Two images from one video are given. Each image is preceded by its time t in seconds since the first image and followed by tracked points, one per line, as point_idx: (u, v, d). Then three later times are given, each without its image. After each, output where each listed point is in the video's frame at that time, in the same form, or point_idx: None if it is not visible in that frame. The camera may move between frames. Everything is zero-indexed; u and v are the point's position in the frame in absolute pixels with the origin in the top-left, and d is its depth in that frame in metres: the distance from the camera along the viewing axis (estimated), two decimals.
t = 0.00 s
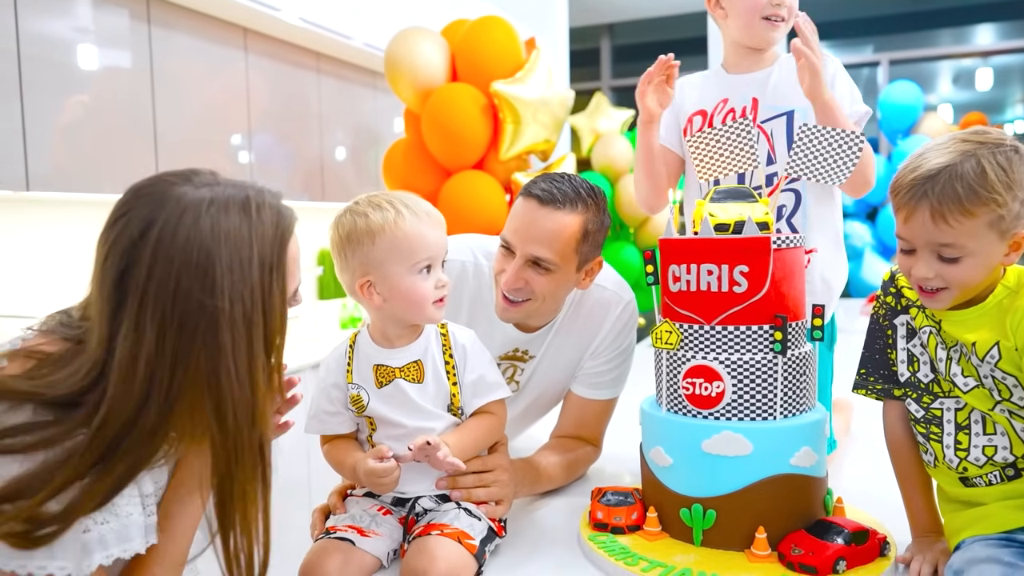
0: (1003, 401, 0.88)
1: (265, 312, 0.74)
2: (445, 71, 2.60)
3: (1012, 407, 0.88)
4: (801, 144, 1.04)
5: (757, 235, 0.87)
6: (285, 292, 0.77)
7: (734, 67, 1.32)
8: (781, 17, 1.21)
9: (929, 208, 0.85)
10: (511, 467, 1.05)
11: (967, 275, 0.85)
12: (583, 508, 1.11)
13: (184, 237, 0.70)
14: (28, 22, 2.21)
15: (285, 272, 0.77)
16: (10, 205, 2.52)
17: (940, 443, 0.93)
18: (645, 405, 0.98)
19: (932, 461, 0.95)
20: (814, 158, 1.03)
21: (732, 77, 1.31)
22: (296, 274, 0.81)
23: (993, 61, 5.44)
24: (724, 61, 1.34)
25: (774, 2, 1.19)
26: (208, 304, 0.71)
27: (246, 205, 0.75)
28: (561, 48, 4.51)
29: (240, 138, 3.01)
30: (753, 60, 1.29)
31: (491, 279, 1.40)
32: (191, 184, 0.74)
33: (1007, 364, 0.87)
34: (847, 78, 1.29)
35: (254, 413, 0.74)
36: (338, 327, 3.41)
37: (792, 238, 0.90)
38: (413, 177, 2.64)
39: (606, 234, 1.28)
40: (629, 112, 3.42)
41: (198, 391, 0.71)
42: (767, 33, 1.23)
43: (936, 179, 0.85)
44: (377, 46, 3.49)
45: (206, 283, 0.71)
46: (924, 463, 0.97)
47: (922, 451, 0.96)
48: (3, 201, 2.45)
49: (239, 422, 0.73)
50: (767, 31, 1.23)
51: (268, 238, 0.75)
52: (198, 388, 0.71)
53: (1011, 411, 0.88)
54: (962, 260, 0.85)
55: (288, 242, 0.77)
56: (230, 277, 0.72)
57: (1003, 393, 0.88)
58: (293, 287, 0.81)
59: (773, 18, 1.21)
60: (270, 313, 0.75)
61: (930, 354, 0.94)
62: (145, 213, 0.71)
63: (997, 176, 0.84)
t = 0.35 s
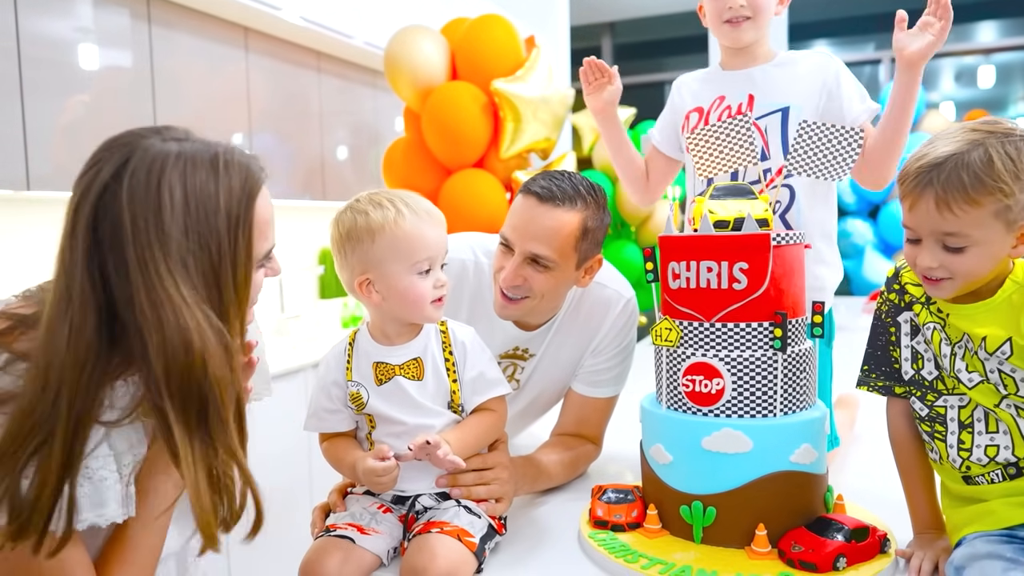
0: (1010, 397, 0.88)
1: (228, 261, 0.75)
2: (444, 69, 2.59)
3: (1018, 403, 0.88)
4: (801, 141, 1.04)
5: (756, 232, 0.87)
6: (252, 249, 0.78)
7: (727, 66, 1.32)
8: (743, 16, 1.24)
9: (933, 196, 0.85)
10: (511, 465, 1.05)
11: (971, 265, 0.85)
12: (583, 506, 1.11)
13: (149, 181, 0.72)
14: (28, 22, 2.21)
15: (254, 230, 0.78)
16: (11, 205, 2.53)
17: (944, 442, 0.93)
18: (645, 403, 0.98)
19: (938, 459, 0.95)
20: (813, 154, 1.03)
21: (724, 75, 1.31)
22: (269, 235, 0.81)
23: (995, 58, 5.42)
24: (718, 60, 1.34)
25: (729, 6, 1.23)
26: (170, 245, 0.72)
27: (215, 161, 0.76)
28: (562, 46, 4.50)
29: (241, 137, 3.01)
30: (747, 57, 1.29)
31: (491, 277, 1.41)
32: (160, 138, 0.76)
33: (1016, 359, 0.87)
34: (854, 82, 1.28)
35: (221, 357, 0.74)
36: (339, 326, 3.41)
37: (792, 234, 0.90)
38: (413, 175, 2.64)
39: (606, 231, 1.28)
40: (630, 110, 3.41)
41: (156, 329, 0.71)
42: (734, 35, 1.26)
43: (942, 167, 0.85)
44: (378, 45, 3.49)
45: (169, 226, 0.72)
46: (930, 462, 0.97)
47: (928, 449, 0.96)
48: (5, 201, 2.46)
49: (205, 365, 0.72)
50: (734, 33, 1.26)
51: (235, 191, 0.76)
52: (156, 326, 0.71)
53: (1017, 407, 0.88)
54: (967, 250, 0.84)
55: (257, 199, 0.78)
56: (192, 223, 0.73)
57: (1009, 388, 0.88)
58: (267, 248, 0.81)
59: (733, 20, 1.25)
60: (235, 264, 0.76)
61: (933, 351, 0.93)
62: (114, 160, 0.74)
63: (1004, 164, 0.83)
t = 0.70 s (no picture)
0: (1015, 393, 0.87)
1: (142, 190, 0.73)
2: (444, 65, 2.59)
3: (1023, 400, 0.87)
4: (803, 139, 1.04)
5: (759, 229, 0.86)
6: (174, 176, 0.76)
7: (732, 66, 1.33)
8: (735, 19, 1.25)
9: (945, 182, 0.85)
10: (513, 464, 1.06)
11: (976, 255, 0.85)
12: (585, 504, 1.11)
13: (57, 107, 0.72)
14: (31, 21, 2.21)
15: (178, 157, 0.77)
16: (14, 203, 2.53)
17: (947, 440, 0.93)
18: (647, 401, 0.98)
19: (940, 457, 0.95)
20: (816, 152, 1.03)
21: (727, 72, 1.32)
22: (206, 165, 0.79)
23: (998, 56, 5.41)
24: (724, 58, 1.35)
25: (721, 11, 1.25)
26: (70, 171, 0.71)
27: (137, 93, 0.76)
28: (563, 44, 4.50)
29: (243, 136, 3.01)
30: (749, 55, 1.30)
31: (494, 275, 1.41)
32: (85, 72, 0.76)
33: None
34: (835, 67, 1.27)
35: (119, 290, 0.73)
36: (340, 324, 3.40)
37: (794, 233, 0.90)
38: (415, 174, 2.64)
39: (609, 230, 1.28)
40: (631, 109, 3.41)
41: (44, 257, 0.70)
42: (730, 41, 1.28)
43: (957, 154, 0.85)
44: (379, 43, 3.49)
45: (73, 151, 0.71)
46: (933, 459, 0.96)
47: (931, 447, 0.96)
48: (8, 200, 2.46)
49: (106, 296, 0.72)
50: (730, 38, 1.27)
51: (153, 121, 0.75)
52: (46, 256, 0.70)
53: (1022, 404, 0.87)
54: (974, 239, 0.85)
55: (178, 128, 0.77)
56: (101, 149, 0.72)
57: (1014, 384, 0.87)
58: (206, 180, 0.79)
59: (727, 25, 1.26)
60: (148, 193, 0.74)
61: (937, 349, 0.93)
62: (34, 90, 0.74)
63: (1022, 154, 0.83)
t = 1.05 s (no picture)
0: None
1: (106, 167, 0.74)
2: (445, 67, 2.58)
3: None
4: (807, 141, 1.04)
5: (761, 232, 0.86)
6: (144, 154, 0.77)
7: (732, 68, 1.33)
8: (729, 18, 1.25)
9: (965, 161, 0.86)
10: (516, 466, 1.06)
11: (997, 237, 0.84)
12: (589, 505, 1.11)
13: (28, 88, 0.74)
14: (34, 23, 2.21)
15: (151, 137, 0.77)
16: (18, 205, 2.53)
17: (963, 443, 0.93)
18: (650, 403, 0.98)
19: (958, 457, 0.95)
20: (818, 154, 1.03)
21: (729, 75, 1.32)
22: (178, 146, 0.79)
23: (1000, 55, 5.40)
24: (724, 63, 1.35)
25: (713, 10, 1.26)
26: (36, 147, 0.73)
27: (108, 74, 0.77)
28: (565, 45, 4.50)
29: (245, 137, 3.01)
30: (748, 57, 1.31)
31: (498, 278, 1.41)
32: (59, 54, 0.78)
33: None
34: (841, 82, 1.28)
35: (84, 265, 0.74)
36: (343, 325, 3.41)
37: (796, 235, 0.90)
38: (418, 176, 2.64)
39: (613, 231, 1.28)
40: (633, 110, 3.41)
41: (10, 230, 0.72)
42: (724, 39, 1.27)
43: (980, 135, 0.86)
44: (381, 44, 3.49)
45: (40, 129, 0.73)
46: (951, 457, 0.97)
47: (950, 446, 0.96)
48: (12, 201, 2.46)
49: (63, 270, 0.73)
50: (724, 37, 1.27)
51: (123, 102, 0.76)
52: (11, 228, 0.72)
53: None
54: (995, 219, 0.84)
55: (149, 108, 0.77)
56: (68, 128, 0.74)
57: None
58: (178, 160, 0.79)
59: (721, 25, 1.27)
60: (114, 171, 0.75)
61: (956, 350, 0.93)
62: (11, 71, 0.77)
63: None
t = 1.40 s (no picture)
0: None
1: (114, 192, 0.74)
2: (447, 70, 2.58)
3: None
4: (807, 145, 1.04)
5: (761, 236, 0.87)
6: (147, 178, 0.77)
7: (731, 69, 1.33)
8: (727, 16, 1.25)
9: (957, 161, 0.86)
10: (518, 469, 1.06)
11: (991, 237, 0.84)
12: (591, 509, 1.12)
13: (34, 113, 0.74)
14: (36, 26, 2.22)
15: (153, 161, 0.77)
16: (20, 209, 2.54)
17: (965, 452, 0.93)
18: (651, 406, 0.98)
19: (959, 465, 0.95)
20: (818, 158, 1.03)
21: (725, 77, 1.32)
22: (180, 169, 0.79)
23: (1001, 54, 5.40)
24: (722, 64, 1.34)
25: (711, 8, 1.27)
26: (46, 172, 0.73)
27: (113, 96, 0.77)
28: (566, 47, 4.50)
29: (246, 139, 3.02)
30: (746, 59, 1.30)
31: (501, 282, 1.41)
32: (64, 72, 0.78)
33: None
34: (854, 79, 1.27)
35: (96, 290, 0.75)
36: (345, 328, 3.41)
37: (796, 238, 0.90)
38: (420, 179, 2.65)
39: (617, 235, 1.28)
40: (635, 110, 3.41)
41: (24, 256, 0.72)
42: (722, 38, 1.28)
43: (972, 135, 0.86)
44: (382, 47, 3.50)
45: (49, 154, 0.73)
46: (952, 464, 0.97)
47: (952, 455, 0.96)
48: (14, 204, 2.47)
49: (71, 291, 0.73)
50: (721, 36, 1.28)
51: (127, 124, 0.76)
52: (27, 255, 0.72)
53: None
54: (987, 219, 0.84)
55: (154, 129, 0.78)
56: (76, 152, 0.74)
57: None
58: (180, 183, 0.79)
59: (718, 22, 1.27)
60: (123, 195, 0.75)
61: (957, 356, 0.93)
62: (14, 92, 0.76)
63: None
